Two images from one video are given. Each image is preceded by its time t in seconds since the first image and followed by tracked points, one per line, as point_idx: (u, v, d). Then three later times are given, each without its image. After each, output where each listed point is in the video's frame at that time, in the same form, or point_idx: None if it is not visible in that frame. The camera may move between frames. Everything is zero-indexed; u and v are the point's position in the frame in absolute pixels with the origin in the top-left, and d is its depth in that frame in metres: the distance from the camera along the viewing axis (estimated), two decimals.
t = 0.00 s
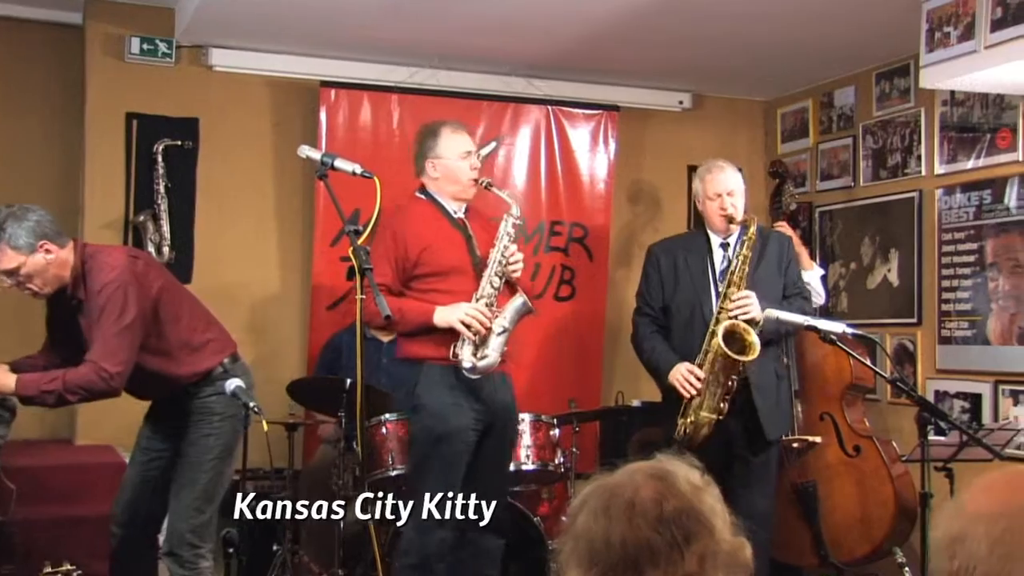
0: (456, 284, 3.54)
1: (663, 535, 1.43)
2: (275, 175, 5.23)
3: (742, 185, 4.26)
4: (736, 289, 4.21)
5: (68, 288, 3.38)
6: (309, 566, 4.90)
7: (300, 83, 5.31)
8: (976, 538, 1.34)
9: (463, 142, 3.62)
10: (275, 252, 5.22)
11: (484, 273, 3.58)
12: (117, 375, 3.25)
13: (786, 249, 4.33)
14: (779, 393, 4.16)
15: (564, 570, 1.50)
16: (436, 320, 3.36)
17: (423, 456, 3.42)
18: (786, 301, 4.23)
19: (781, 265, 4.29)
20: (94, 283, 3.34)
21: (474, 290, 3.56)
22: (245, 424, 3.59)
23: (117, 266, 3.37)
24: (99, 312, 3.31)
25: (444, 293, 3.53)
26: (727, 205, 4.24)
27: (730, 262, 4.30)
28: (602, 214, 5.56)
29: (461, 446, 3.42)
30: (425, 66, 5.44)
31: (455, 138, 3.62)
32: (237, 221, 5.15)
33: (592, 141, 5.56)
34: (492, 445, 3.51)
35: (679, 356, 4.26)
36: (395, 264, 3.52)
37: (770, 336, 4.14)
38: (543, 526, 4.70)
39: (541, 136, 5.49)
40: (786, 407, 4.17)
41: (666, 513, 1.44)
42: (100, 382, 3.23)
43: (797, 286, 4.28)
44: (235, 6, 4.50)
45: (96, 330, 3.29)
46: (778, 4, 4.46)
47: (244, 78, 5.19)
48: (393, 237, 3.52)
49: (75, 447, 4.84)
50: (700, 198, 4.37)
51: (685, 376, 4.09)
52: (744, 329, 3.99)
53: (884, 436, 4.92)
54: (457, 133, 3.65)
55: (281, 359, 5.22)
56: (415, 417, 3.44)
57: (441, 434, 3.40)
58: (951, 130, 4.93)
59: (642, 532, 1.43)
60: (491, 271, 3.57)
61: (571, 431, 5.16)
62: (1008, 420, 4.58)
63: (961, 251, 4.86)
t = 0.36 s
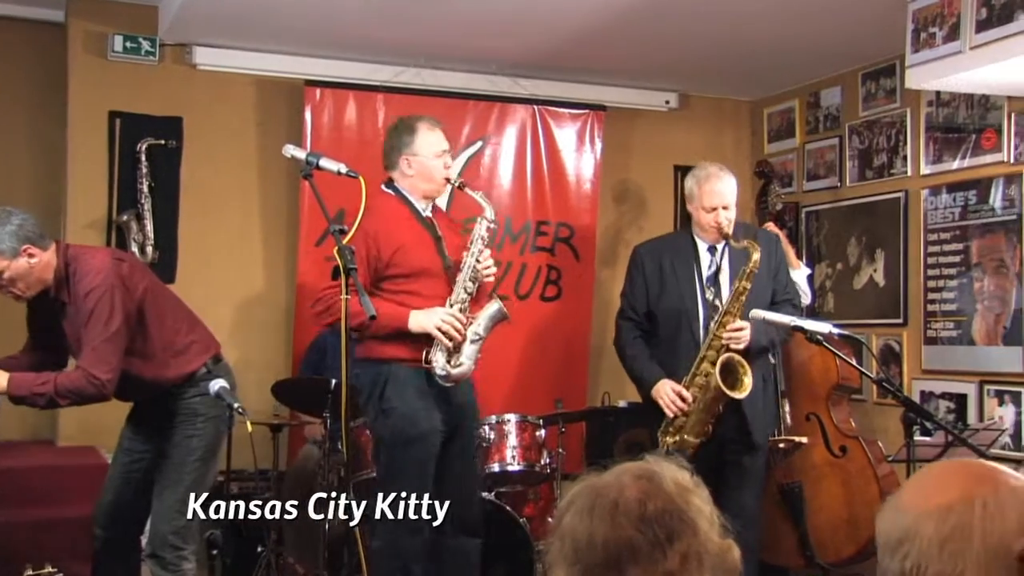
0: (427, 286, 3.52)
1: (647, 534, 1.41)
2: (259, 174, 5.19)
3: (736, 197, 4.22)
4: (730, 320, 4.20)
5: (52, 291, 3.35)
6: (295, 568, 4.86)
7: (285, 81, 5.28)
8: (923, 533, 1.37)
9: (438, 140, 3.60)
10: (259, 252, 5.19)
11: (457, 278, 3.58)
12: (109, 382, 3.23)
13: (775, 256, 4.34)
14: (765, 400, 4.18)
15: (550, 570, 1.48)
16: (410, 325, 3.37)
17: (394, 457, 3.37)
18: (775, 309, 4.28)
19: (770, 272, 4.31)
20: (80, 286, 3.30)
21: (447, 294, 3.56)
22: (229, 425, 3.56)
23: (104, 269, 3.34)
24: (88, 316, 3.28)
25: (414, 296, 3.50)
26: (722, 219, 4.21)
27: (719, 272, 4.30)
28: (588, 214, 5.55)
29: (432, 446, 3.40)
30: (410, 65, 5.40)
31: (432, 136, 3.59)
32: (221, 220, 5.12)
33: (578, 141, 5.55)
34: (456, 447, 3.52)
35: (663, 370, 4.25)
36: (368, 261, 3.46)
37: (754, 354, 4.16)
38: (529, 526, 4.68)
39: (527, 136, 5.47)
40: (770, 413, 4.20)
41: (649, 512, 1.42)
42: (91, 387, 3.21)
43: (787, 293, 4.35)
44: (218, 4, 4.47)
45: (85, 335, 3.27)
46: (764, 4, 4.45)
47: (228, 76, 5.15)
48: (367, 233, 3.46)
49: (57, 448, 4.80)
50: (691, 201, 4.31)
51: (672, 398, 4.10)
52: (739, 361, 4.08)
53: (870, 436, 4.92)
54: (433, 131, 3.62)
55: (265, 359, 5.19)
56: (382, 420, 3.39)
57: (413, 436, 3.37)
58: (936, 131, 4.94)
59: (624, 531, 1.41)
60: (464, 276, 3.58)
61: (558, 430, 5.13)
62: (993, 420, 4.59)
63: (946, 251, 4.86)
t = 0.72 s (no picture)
0: (413, 281, 3.49)
1: (654, 544, 1.37)
2: (252, 174, 5.17)
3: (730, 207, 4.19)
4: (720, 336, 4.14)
5: (43, 293, 3.32)
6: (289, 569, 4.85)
7: (278, 81, 5.26)
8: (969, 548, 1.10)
9: (400, 133, 3.58)
10: (252, 252, 5.16)
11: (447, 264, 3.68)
12: (104, 385, 3.21)
13: (768, 261, 4.31)
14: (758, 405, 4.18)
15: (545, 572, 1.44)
16: (415, 316, 3.34)
17: (388, 462, 3.34)
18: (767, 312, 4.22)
19: (762, 276, 4.28)
20: (72, 288, 3.28)
21: (432, 286, 3.53)
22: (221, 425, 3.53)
23: (96, 270, 3.32)
24: (80, 318, 3.26)
25: (402, 293, 3.47)
26: (715, 230, 4.18)
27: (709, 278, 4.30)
28: (583, 214, 5.54)
29: (426, 450, 3.38)
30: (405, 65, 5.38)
31: (392, 130, 3.57)
32: (214, 220, 5.09)
33: (573, 140, 5.53)
34: (450, 448, 3.51)
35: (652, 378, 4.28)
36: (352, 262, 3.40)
37: (741, 366, 4.12)
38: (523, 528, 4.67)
39: (522, 135, 5.45)
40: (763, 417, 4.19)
41: (655, 524, 1.38)
42: (85, 389, 3.18)
43: (779, 297, 4.29)
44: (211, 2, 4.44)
45: (77, 337, 3.24)
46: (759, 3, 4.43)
47: (221, 76, 5.13)
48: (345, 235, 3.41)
49: (49, 449, 4.77)
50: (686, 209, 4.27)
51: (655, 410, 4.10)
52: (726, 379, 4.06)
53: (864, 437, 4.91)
54: (395, 126, 3.59)
55: (258, 360, 5.16)
56: (379, 424, 3.35)
57: (409, 439, 3.35)
58: (932, 130, 4.92)
59: (631, 541, 1.37)
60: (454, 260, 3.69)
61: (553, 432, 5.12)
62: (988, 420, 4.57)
63: (942, 251, 4.85)
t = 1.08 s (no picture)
0: (405, 283, 3.47)
1: (641, 542, 1.37)
2: (248, 173, 5.14)
3: (728, 209, 4.13)
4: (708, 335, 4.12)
5: (36, 293, 3.30)
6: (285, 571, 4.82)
7: (274, 80, 5.23)
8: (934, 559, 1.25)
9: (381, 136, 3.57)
10: (248, 252, 5.14)
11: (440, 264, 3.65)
12: (96, 385, 3.18)
13: (768, 260, 4.29)
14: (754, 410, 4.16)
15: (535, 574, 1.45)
16: (409, 318, 3.31)
17: (389, 465, 3.30)
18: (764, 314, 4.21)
19: (761, 276, 4.25)
20: (64, 288, 3.25)
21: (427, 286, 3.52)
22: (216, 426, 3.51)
23: (88, 270, 3.29)
24: (71, 318, 3.23)
25: (395, 297, 3.45)
26: (711, 229, 4.13)
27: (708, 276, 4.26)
28: (580, 214, 5.51)
29: (428, 451, 3.33)
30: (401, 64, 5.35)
31: (371, 134, 3.55)
32: (209, 219, 5.07)
33: (571, 140, 5.50)
34: (449, 448, 3.49)
35: (646, 378, 4.28)
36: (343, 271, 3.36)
37: (742, 367, 4.08)
38: (521, 529, 4.65)
39: (519, 135, 5.42)
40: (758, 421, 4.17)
41: (642, 522, 1.38)
42: (77, 389, 3.15)
43: (778, 298, 4.26)
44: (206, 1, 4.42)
45: (68, 337, 3.21)
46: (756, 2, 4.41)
47: (216, 74, 5.10)
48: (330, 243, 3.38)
49: (43, 450, 4.75)
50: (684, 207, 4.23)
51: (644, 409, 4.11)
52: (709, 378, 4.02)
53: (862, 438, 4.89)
54: (375, 130, 3.58)
55: (253, 360, 5.14)
56: (378, 427, 3.31)
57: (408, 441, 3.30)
58: (930, 130, 4.90)
59: (619, 541, 1.37)
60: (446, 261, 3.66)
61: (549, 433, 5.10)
62: (987, 421, 4.55)
63: (941, 251, 4.83)
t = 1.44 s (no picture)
0: (406, 288, 3.45)
1: (650, 537, 1.34)
2: (251, 172, 5.12)
3: (731, 207, 4.12)
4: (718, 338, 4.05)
5: (38, 291, 3.28)
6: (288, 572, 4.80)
7: (277, 79, 5.21)
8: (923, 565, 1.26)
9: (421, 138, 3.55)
10: (250, 252, 5.12)
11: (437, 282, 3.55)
12: (97, 384, 3.16)
13: (772, 256, 4.27)
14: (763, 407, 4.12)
15: None
16: (390, 328, 3.30)
17: (374, 461, 3.30)
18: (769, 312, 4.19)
19: (765, 273, 4.23)
20: (65, 286, 3.23)
21: (424, 298, 3.51)
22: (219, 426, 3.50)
23: (89, 269, 3.27)
24: (73, 316, 3.21)
25: (392, 299, 3.43)
26: (715, 228, 4.11)
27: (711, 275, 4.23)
28: (585, 213, 5.48)
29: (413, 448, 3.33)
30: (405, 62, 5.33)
31: (413, 134, 3.55)
32: (213, 218, 5.05)
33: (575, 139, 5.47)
34: (439, 447, 3.49)
35: (653, 380, 4.25)
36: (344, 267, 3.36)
37: (745, 364, 4.09)
38: (525, 530, 4.62)
39: (523, 133, 5.40)
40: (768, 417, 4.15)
41: (650, 518, 1.35)
42: (77, 388, 3.14)
43: (783, 293, 4.23)
44: None
45: (69, 336, 3.19)
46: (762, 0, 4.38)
47: (219, 73, 5.08)
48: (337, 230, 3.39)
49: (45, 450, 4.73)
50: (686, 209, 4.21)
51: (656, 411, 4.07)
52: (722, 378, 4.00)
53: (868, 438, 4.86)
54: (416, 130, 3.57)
55: (256, 360, 5.12)
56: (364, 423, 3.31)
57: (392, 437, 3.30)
58: (937, 129, 4.87)
59: (626, 537, 1.35)
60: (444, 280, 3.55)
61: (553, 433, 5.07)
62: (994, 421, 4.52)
63: (948, 251, 4.80)
